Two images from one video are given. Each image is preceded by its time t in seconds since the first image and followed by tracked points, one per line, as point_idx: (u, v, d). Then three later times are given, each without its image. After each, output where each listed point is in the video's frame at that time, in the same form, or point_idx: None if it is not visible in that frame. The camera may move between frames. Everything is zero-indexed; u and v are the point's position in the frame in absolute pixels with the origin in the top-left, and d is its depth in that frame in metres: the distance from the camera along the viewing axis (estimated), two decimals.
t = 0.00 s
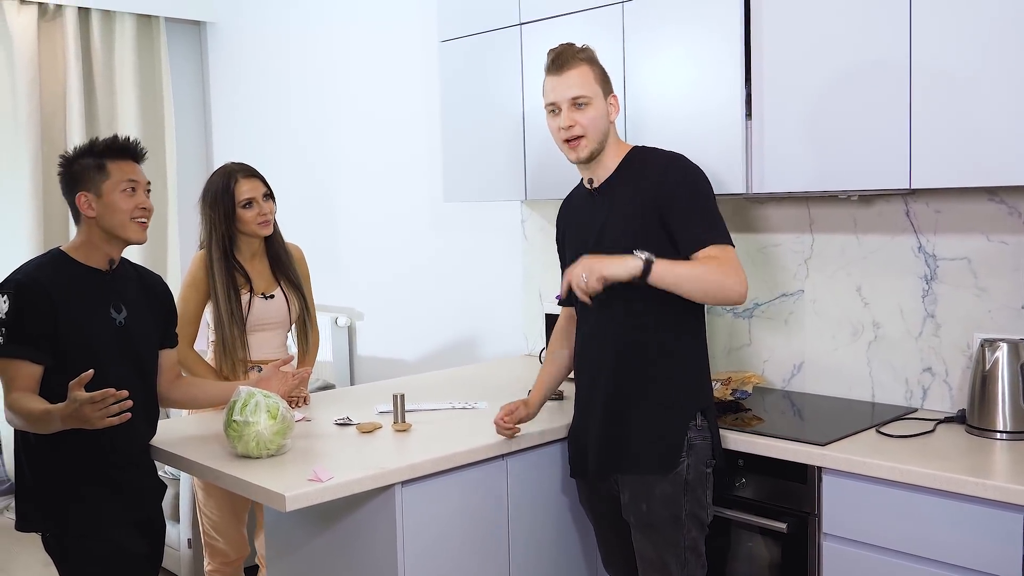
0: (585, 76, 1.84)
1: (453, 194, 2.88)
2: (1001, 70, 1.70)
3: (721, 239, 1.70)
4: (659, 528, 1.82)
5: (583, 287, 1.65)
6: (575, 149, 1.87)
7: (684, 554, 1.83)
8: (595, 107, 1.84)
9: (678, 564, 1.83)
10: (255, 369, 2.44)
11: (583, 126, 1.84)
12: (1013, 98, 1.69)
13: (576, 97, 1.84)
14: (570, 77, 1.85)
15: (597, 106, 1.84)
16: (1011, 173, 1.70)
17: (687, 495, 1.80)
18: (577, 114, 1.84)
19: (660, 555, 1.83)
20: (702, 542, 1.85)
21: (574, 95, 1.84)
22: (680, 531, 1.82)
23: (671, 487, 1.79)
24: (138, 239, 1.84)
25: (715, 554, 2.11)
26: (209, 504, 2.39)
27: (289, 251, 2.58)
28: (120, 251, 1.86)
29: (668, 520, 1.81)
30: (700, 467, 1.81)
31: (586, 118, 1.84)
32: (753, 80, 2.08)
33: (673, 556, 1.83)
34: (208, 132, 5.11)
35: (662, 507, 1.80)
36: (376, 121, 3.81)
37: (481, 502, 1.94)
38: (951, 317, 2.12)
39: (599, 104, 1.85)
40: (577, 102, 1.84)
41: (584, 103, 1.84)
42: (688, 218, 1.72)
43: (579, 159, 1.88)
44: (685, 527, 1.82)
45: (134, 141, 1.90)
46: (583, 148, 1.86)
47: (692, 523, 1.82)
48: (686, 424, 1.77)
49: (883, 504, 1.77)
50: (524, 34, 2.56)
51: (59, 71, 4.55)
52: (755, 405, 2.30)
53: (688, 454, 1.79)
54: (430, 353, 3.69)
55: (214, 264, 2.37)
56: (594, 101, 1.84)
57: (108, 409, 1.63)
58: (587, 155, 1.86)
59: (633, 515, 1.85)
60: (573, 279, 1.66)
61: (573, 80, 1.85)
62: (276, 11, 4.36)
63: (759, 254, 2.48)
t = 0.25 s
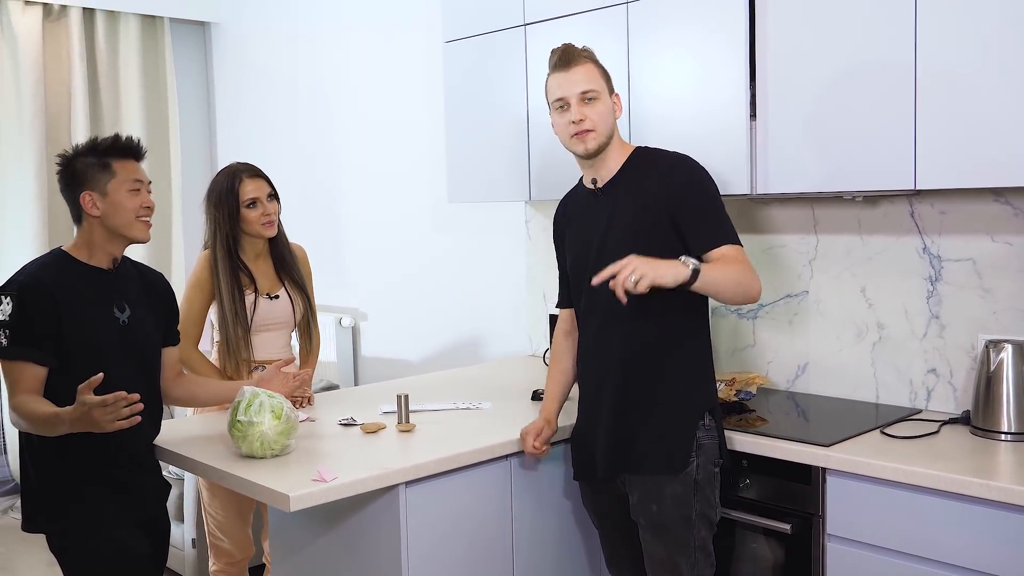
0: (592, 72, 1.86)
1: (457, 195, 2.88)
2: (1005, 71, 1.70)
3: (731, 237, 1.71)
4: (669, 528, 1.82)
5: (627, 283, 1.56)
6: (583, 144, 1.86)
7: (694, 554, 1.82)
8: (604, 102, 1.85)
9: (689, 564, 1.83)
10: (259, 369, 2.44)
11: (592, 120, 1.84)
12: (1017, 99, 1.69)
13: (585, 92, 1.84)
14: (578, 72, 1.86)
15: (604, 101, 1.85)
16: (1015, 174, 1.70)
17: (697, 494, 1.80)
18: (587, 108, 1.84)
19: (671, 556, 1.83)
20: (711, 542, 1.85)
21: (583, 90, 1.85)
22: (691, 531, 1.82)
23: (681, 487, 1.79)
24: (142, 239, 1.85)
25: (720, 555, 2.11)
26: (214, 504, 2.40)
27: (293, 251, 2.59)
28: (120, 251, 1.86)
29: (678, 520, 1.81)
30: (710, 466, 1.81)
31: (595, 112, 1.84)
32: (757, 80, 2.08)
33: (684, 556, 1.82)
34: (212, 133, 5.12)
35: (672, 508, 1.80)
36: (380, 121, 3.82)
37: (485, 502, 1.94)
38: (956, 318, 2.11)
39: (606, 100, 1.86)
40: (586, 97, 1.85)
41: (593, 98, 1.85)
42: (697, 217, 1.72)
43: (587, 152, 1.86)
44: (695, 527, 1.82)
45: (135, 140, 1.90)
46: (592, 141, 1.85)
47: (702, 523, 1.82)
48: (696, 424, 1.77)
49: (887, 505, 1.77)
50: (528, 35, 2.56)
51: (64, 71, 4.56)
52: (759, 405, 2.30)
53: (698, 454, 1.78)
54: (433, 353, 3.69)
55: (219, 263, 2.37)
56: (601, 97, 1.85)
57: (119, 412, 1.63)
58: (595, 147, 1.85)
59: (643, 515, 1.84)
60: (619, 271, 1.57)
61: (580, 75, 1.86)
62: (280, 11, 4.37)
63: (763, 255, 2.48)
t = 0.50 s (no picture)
0: (588, 67, 1.85)
1: (458, 195, 2.89)
2: (1006, 72, 1.70)
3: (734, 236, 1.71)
4: (675, 528, 1.82)
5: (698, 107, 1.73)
6: (581, 141, 1.86)
7: (700, 553, 1.82)
8: (601, 98, 1.85)
9: (695, 564, 1.83)
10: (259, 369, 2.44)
11: (589, 116, 1.84)
12: (1018, 100, 1.69)
13: (581, 88, 1.84)
14: (573, 69, 1.85)
15: (601, 97, 1.85)
16: (1016, 175, 1.70)
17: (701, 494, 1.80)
18: (584, 106, 1.84)
19: (677, 556, 1.83)
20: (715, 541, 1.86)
21: (579, 86, 1.84)
22: (696, 531, 1.82)
23: (685, 487, 1.79)
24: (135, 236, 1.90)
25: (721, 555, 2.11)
26: (215, 504, 2.40)
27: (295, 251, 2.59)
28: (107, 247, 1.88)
29: (683, 520, 1.81)
30: (713, 465, 1.81)
31: (592, 109, 1.84)
32: (758, 81, 2.08)
33: (690, 556, 1.82)
34: (213, 132, 5.12)
35: (677, 508, 1.80)
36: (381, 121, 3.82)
37: (485, 503, 1.94)
38: (958, 318, 2.11)
39: (603, 95, 1.86)
40: (582, 93, 1.84)
41: (589, 94, 1.84)
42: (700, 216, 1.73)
43: (586, 150, 1.87)
44: (701, 527, 1.82)
45: (116, 135, 1.86)
46: (591, 139, 1.85)
47: (707, 523, 1.82)
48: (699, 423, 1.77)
49: (888, 506, 1.77)
50: (529, 35, 2.56)
51: (65, 71, 4.56)
52: (760, 405, 2.31)
53: (702, 454, 1.78)
54: (434, 354, 3.69)
55: (218, 263, 2.37)
56: (597, 92, 1.85)
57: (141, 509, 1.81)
58: (595, 145, 1.86)
59: (648, 515, 1.84)
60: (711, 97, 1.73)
61: (575, 71, 1.85)
62: (281, 11, 4.37)
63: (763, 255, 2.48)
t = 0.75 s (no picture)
0: (587, 69, 1.85)
1: (458, 195, 2.89)
2: (1005, 72, 1.70)
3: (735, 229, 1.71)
4: (675, 529, 1.82)
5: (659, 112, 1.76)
6: (578, 143, 1.87)
7: (701, 553, 1.82)
8: (598, 100, 1.85)
9: (696, 564, 1.82)
10: (258, 369, 2.44)
11: (586, 119, 1.84)
12: (1018, 101, 1.69)
13: (579, 91, 1.84)
14: (571, 70, 1.86)
15: (598, 99, 1.85)
16: (1015, 176, 1.70)
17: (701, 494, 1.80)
18: (581, 107, 1.84)
19: (677, 556, 1.83)
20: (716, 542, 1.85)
21: (577, 88, 1.85)
22: (696, 531, 1.81)
23: (684, 487, 1.79)
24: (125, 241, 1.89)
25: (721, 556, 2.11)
26: (214, 504, 2.40)
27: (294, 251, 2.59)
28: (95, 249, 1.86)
29: (683, 520, 1.80)
30: (712, 466, 1.81)
31: (589, 111, 1.84)
32: (758, 81, 2.08)
33: (690, 556, 1.82)
34: (212, 132, 5.12)
35: (677, 508, 1.80)
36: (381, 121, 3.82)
37: (484, 502, 1.94)
38: (956, 319, 2.11)
39: (602, 97, 1.86)
40: (580, 95, 1.85)
41: (587, 97, 1.85)
42: (698, 214, 1.74)
43: (583, 151, 1.87)
44: (701, 527, 1.82)
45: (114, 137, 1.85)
46: (587, 141, 1.85)
47: (707, 523, 1.82)
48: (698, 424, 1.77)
49: (886, 506, 1.77)
50: (529, 35, 2.56)
51: (65, 71, 4.56)
52: (759, 406, 2.31)
53: (701, 454, 1.78)
54: (433, 353, 3.69)
55: (217, 263, 2.37)
56: (595, 95, 1.85)
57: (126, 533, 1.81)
58: (591, 147, 1.86)
59: (648, 516, 1.84)
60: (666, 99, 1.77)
61: (574, 73, 1.85)
62: (281, 11, 4.37)
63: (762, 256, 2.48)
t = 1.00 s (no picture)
0: (567, 75, 1.86)
1: (456, 195, 2.88)
2: (1003, 72, 1.70)
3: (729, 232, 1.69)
4: (668, 529, 1.82)
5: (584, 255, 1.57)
6: (560, 147, 1.90)
7: (693, 553, 1.83)
8: (577, 105, 1.85)
9: (688, 564, 1.83)
10: (257, 369, 2.44)
11: (563, 124, 1.87)
12: (1015, 101, 1.69)
13: (557, 97, 1.87)
14: (553, 76, 1.88)
15: (575, 105, 1.85)
16: (1013, 176, 1.70)
17: (694, 494, 1.81)
18: (559, 113, 1.87)
19: (670, 556, 1.83)
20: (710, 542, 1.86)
21: (556, 94, 1.87)
22: (689, 531, 1.82)
23: (678, 488, 1.79)
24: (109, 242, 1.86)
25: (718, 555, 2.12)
26: (213, 504, 2.40)
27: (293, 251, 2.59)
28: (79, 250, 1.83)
29: (676, 521, 1.81)
30: (707, 466, 1.81)
31: (566, 117, 1.86)
32: (756, 81, 2.08)
33: (683, 556, 1.83)
34: (211, 132, 5.11)
35: (670, 508, 1.80)
36: (379, 121, 3.82)
37: (483, 502, 1.94)
38: (955, 318, 2.12)
39: (582, 102, 1.85)
40: (558, 101, 1.87)
41: (564, 103, 1.86)
42: (692, 213, 1.72)
43: (565, 156, 1.90)
44: (694, 528, 1.83)
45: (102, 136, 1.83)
46: (566, 146, 1.88)
47: (700, 523, 1.83)
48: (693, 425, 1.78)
49: (884, 505, 1.77)
50: (528, 35, 2.56)
51: (63, 70, 4.56)
52: (757, 405, 2.31)
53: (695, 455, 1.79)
54: (432, 353, 3.69)
55: (215, 263, 2.37)
56: (575, 100, 1.85)
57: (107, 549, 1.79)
58: (570, 151, 1.88)
59: (642, 516, 1.85)
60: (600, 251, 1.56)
61: (556, 80, 1.88)
62: (279, 11, 4.37)
63: (760, 255, 2.49)
